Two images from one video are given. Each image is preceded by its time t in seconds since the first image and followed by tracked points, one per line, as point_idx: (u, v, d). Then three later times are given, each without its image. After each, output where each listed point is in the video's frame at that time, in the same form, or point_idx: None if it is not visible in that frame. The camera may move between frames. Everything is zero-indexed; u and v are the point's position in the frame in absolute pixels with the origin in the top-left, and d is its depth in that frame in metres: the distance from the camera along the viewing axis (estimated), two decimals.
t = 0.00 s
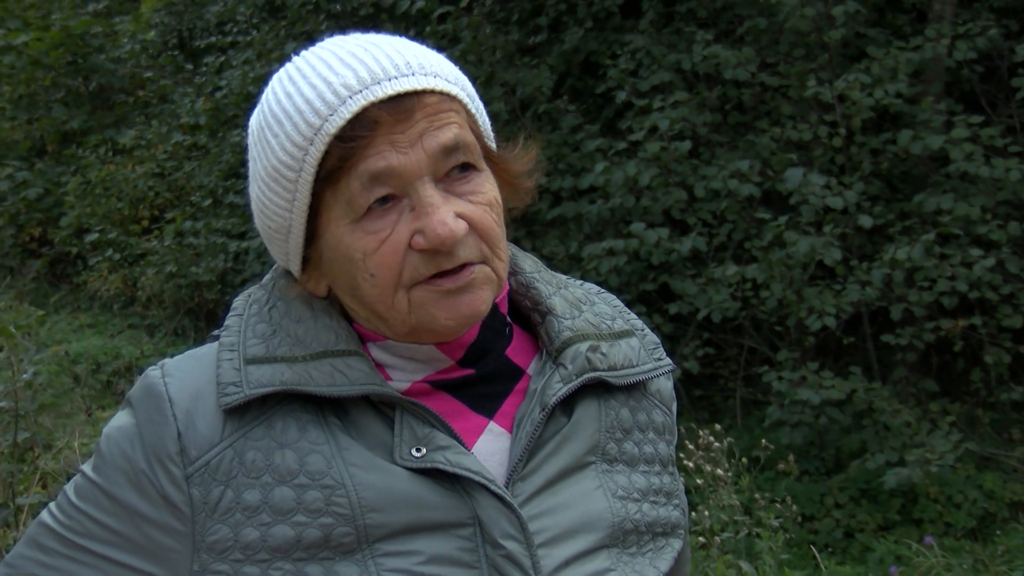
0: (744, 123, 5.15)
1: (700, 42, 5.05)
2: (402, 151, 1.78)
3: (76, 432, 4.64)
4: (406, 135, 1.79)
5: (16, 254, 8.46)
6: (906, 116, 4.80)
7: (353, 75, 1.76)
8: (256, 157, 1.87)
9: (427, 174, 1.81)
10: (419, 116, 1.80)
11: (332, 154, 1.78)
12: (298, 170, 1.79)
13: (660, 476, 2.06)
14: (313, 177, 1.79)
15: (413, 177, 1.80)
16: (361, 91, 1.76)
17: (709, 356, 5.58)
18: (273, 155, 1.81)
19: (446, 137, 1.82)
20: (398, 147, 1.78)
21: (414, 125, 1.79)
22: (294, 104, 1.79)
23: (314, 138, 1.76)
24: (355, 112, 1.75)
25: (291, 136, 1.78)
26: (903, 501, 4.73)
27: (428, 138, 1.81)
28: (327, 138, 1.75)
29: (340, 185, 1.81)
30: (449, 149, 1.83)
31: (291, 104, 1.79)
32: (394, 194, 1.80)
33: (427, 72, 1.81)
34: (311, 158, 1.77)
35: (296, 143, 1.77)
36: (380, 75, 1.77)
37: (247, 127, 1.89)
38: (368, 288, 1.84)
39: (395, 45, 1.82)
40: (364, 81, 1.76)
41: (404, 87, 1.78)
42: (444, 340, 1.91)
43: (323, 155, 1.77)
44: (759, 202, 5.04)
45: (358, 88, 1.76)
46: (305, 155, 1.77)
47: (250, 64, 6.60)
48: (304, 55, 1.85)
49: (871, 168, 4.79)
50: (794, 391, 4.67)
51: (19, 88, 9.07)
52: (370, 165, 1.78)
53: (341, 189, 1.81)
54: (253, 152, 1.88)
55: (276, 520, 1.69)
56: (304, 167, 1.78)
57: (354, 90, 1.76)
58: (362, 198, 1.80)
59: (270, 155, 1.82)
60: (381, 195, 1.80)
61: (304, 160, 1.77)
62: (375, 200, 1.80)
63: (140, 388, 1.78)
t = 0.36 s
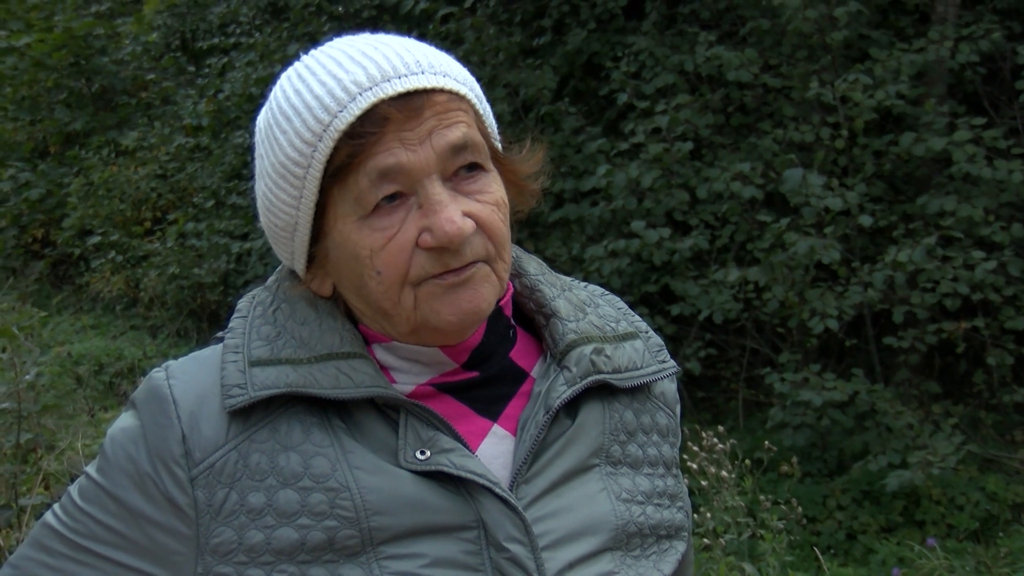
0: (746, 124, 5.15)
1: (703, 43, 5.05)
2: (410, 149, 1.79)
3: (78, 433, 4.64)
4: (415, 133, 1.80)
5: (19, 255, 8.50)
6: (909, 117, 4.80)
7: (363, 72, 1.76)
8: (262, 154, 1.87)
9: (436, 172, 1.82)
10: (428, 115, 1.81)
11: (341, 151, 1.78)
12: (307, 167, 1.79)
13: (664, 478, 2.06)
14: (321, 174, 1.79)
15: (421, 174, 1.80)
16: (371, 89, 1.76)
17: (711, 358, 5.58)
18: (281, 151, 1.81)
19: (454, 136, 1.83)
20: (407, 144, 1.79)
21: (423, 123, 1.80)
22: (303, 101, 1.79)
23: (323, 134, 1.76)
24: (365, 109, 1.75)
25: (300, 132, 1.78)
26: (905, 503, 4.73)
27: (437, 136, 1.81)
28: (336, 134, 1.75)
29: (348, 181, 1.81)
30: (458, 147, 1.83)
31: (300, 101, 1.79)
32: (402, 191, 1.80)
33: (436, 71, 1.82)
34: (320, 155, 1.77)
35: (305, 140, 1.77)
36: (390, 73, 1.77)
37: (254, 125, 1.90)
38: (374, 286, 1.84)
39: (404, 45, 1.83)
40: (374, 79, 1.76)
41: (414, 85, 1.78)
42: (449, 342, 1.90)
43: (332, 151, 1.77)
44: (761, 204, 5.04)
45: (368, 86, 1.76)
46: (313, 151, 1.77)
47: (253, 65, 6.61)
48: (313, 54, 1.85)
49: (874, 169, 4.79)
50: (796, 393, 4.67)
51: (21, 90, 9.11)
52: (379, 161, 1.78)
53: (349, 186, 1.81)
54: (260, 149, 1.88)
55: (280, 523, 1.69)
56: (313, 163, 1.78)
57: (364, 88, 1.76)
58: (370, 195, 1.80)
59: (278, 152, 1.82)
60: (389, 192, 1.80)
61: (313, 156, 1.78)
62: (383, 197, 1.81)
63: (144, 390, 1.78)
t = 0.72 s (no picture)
0: (749, 125, 5.15)
1: (705, 44, 5.06)
2: (417, 143, 1.79)
3: (81, 434, 4.64)
4: (421, 128, 1.80)
5: (22, 255, 8.55)
6: (911, 119, 4.80)
7: (370, 68, 1.77)
8: (269, 152, 1.88)
9: (442, 167, 1.82)
10: (434, 110, 1.81)
11: (346, 145, 1.79)
12: (313, 162, 1.80)
13: (666, 478, 2.06)
14: (327, 168, 1.79)
15: (427, 168, 1.80)
16: (377, 83, 1.77)
17: (714, 358, 5.58)
18: (287, 147, 1.82)
19: (460, 131, 1.83)
20: (414, 139, 1.80)
21: (429, 118, 1.80)
22: (310, 97, 1.80)
23: (330, 129, 1.77)
24: (372, 103, 1.76)
25: (306, 128, 1.78)
26: (908, 504, 4.73)
27: (443, 131, 1.82)
28: (343, 128, 1.76)
29: (354, 176, 1.82)
30: (463, 143, 1.84)
31: (307, 97, 1.80)
32: (407, 186, 1.81)
33: (442, 68, 1.83)
34: (326, 149, 1.77)
35: (311, 134, 1.78)
36: (396, 69, 1.79)
37: (261, 122, 1.91)
38: (378, 280, 1.84)
39: (409, 42, 1.84)
40: (381, 74, 1.77)
41: (420, 81, 1.79)
42: (452, 338, 1.90)
43: (338, 145, 1.78)
44: (764, 204, 5.04)
45: (374, 81, 1.77)
46: (319, 146, 1.78)
47: (255, 66, 6.60)
48: (320, 52, 1.86)
49: (876, 170, 4.79)
50: (798, 393, 4.67)
51: (24, 91, 9.19)
52: (385, 155, 1.79)
53: (355, 180, 1.82)
54: (266, 147, 1.89)
55: (283, 523, 1.70)
56: (319, 158, 1.79)
57: (370, 83, 1.77)
58: (376, 188, 1.81)
59: (284, 148, 1.83)
60: (395, 187, 1.80)
61: (319, 150, 1.78)
62: (389, 192, 1.81)
63: (147, 391, 1.78)
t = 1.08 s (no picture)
0: (749, 128, 5.15)
1: (706, 47, 5.06)
2: (416, 136, 1.80)
3: (82, 435, 4.64)
4: (420, 121, 1.81)
5: (22, 257, 8.60)
6: (912, 121, 4.80)
7: (368, 64, 1.78)
8: (269, 154, 1.88)
9: (442, 159, 1.82)
10: (433, 103, 1.82)
11: (347, 141, 1.79)
12: (314, 158, 1.80)
13: (667, 479, 2.06)
14: (328, 165, 1.80)
15: (428, 161, 1.81)
16: (376, 78, 1.78)
17: (714, 360, 5.58)
18: (288, 147, 1.82)
19: (460, 124, 1.84)
20: (413, 131, 1.80)
21: (428, 112, 1.81)
22: (309, 96, 1.80)
23: (330, 124, 1.77)
24: (371, 98, 1.76)
25: (306, 125, 1.79)
26: (908, 506, 4.73)
27: (443, 124, 1.82)
28: (343, 123, 1.76)
29: (355, 172, 1.82)
30: (463, 135, 1.84)
31: (306, 96, 1.80)
32: (408, 178, 1.81)
33: (439, 63, 1.84)
34: (328, 144, 1.78)
35: (312, 131, 1.78)
36: (395, 64, 1.79)
37: (261, 127, 1.91)
38: (382, 275, 1.83)
39: (406, 40, 1.85)
40: (379, 70, 1.78)
41: (418, 75, 1.80)
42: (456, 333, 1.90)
43: (339, 141, 1.78)
44: (765, 206, 5.04)
45: (373, 76, 1.78)
46: (320, 142, 1.78)
47: (256, 68, 6.60)
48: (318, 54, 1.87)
49: (877, 173, 4.79)
50: (798, 395, 4.66)
51: (24, 93, 9.18)
52: (385, 149, 1.79)
53: (356, 175, 1.82)
54: (266, 149, 1.89)
55: (285, 525, 1.70)
56: (320, 154, 1.79)
57: (369, 78, 1.77)
58: (377, 182, 1.81)
59: (284, 148, 1.83)
60: (397, 179, 1.81)
61: (320, 147, 1.78)
62: (390, 185, 1.81)
63: (149, 393, 1.78)
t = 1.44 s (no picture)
0: (750, 128, 5.15)
1: (706, 47, 5.06)
2: (425, 135, 1.81)
3: (82, 435, 4.64)
4: (429, 120, 1.82)
5: (22, 256, 8.61)
6: (913, 122, 4.81)
7: (379, 61, 1.79)
8: (274, 147, 1.88)
9: (449, 160, 1.83)
10: (442, 102, 1.83)
11: (355, 137, 1.80)
12: (321, 154, 1.80)
13: (664, 477, 2.06)
14: (335, 160, 1.80)
15: (435, 160, 1.82)
16: (387, 76, 1.78)
17: (715, 361, 5.59)
18: (295, 141, 1.82)
19: (468, 124, 1.85)
20: (422, 131, 1.81)
21: (437, 111, 1.82)
22: (318, 91, 1.80)
23: (339, 120, 1.77)
24: (381, 95, 1.77)
25: (314, 120, 1.79)
26: (908, 507, 4.73)
27: (451, 124, 1.83)
28: (352, 120, 1.77)
29: (361, 168, 1.82)
30: (471, 135, 1.85)
31: (315, 90, 1.81)
32: (415, 176, 1.82)
33: (449, 63, 1.85)
34: (335, 140, 1.78)
35: (320, 126, 1.78)
36: (405, 63, 1.80)
37: (266, 119, 1.91)
38: (385, 271, 1.84)
39: (416, 39, 1.86)
40: (389, 67, 1.79)
41: (429, 75, 1.81)
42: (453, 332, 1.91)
43: (347, 137, 1.79)
44: (765, 207, 5.04)
45: (383, 74, 1.78)
46: (328, 138, 1.79)
47: (257, 68, 6.59)
48: (327, 50, 1.88)
49: (877, 173, 4.79)
50: (797, 396, 4.66)
51: (25, 92, 9.17)
52: (393, 146, 1.80)
53: (362, 172, 1.83)
54: (271, 142, 1.89)
55: (283, 520, 1.69)
56: (327, 150, 1.79)
57: (379, 76, 1.78)
58: (384, 179, 1.81)
59: (291, 142, 1.83)
60: (403, 178, 1.81)
61: (328, 142, 1.79)
62: (397, 182, 1.82)
63: (149, 391, 1.79)
